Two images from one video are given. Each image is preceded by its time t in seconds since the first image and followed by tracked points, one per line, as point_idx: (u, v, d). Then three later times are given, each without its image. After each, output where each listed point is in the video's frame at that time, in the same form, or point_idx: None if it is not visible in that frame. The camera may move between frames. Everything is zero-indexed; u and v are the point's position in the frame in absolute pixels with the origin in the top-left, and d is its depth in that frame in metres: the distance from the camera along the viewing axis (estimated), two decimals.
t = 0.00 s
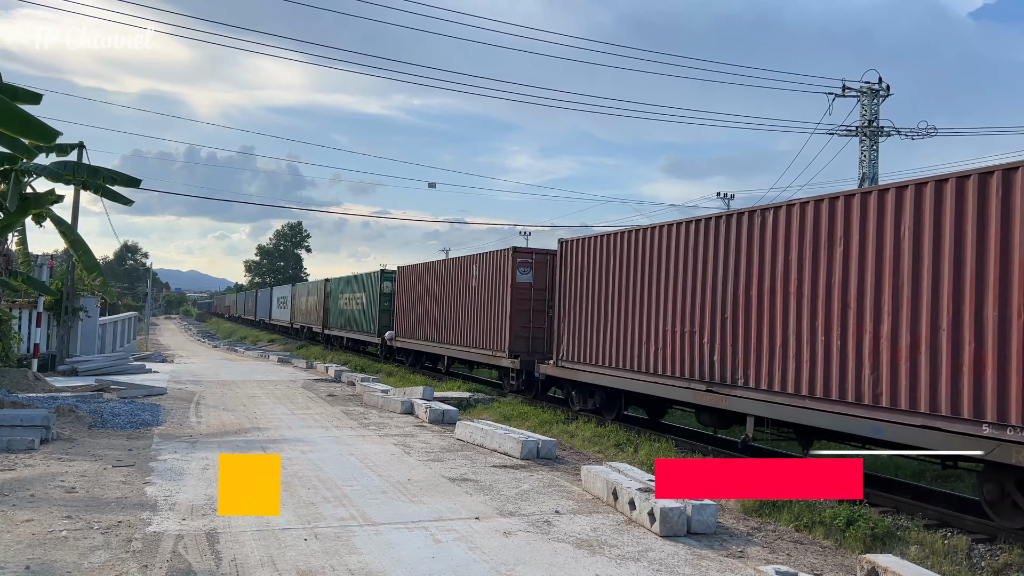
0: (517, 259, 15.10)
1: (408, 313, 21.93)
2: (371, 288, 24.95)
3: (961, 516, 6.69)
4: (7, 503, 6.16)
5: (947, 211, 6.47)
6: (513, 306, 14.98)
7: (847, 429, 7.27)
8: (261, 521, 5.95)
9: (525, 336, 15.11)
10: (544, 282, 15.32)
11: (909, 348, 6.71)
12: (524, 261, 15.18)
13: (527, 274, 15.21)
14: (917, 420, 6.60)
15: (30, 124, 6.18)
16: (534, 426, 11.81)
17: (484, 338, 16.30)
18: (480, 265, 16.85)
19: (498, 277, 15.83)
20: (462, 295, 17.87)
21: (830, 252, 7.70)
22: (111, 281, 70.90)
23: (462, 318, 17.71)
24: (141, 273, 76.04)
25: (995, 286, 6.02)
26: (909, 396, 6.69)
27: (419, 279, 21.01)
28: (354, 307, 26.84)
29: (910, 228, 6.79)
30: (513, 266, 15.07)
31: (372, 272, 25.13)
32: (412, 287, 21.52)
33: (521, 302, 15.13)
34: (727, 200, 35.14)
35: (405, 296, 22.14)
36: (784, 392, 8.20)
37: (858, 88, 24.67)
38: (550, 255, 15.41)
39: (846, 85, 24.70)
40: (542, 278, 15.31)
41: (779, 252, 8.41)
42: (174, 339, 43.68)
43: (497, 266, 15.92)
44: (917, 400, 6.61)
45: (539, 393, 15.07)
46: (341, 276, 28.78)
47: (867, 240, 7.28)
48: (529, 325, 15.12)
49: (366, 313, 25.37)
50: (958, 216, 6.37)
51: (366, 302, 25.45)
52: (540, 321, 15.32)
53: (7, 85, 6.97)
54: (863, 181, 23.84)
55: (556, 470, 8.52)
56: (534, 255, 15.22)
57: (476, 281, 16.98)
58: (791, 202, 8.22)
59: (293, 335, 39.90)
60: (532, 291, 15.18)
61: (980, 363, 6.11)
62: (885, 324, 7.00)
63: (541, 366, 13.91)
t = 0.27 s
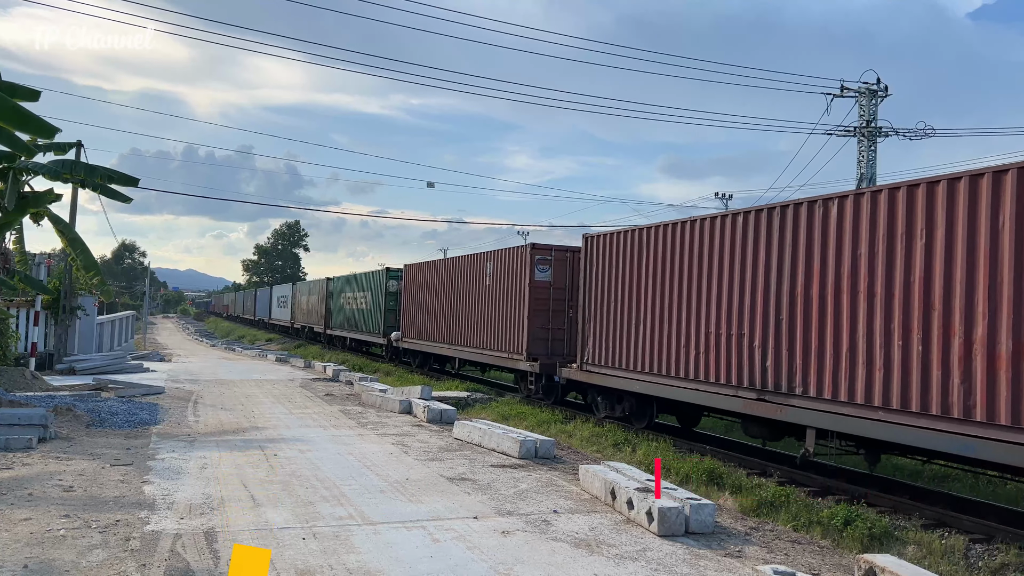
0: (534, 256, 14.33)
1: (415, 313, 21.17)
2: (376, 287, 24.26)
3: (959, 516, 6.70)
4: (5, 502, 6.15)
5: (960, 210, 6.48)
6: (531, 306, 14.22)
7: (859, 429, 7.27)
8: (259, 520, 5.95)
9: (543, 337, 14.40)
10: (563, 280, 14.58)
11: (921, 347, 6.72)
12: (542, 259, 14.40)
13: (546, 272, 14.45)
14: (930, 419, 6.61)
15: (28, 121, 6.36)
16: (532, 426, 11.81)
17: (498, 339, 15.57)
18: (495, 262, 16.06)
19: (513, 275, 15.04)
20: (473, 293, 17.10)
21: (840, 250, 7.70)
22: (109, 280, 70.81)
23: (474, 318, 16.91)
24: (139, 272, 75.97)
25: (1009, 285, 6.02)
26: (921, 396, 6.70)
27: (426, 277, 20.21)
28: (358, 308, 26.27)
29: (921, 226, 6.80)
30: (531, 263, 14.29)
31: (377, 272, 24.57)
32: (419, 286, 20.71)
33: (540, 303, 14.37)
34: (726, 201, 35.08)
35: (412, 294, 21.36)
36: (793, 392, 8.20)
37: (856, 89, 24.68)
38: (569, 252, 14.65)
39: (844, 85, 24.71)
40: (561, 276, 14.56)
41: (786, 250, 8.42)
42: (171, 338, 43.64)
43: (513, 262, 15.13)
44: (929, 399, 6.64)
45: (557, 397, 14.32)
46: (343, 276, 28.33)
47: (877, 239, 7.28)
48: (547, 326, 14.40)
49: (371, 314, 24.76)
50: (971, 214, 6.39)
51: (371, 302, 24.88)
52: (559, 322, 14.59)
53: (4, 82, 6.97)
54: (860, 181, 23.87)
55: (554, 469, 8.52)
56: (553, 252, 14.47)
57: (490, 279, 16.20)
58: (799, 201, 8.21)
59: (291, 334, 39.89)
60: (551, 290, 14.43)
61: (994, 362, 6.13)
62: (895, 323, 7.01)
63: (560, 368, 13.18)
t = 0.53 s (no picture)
0: (556, 252, 13.42)
1: (424, 312, 20.27)
2: (383, 286, 23.49)
3: (956, 515, 6.71)
4: (3, 500, 6.14)
5: (952, 211, 6.38)
6: (552, 305, 13.35)
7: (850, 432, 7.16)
8: (257, 518, 5.94)
9: (565, 339, 13.52)
10: (586, 278, 13.70)
11: (911, 350, 6.61)
12: (564, 255, 13.51)
13: (568, 269, 13.56)
14: (920, 422, 6.51)
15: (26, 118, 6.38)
16: (530, 425, 11.80)
17: (516, 340, 14.68)
18: (512, 258, 15.15)
19: (534, 272, 14.14)
20: (488, 291, 16.19)
21: (832, 252, 7.60)
22: (107, 278, 70.70)
23: (490, 317, 16.01)
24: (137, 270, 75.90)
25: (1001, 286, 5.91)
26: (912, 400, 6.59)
27: (437, 274, 19.26)
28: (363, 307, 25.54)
29: (913, 229, 6.70)
30: (552, 260, 13.39)
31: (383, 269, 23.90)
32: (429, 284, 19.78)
33: (562, 302, 13.50)
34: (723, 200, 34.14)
35: (421, 292, 20.45)
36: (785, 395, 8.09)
37: (855, 89, 24.68)
38: (592, 248, 13.74)
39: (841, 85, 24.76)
40: (583, 273, 13.68)
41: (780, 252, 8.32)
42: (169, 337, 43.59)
43: (533, 259, 14.21)
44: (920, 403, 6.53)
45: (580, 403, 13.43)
46: (346, 274, 27.67)
47: (869, 241, 7.18)
48: (569, 326, 13.51)
49: (376, 313, 24.04)
50: (961, 216, 6.30)
51: (376, 301, 24.19)
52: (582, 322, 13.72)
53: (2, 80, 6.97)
54: (859, 181, 23.88)
55: (552, 469, 8.51)
56: (575, 248, 13.56)
57: (507, 276, 15.28)
58: (794, 202, 8.12)
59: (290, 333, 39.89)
60: (574, 288, 13.55)
61: (985, 365, 6.02)
62: (886, 325, 6.91)
63: (587, 372, 12.26)
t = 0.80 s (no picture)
0: (580, 248, 12.63)
1: (434, 312, 19.50)
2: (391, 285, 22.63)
3: (954, 515, 6.72)
4: (2, 498, 6.14)
5: (944, 211, 6.45)
6: (576, 305, 12.55)
7: (845, 429, 7.23)
8: (256, 517, 5.95)
9: (590, 341, 12.74)
10: (612, 276, 12.90)
11: (904, 348, 6.68)
12: (589, 251, 12.72)
13: (594, 266, 12.77)
14: (913, 420, 6.58)
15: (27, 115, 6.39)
16: (529, 424, 11.80)
17: (537, 342, 13.90)
18: (533, 256, 14.36)
19: (556, 270, 13.38)
20: (506, 291, 15.38)
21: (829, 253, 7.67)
22: (105, 276, 70.64)
23: (508, 318, 15.19)
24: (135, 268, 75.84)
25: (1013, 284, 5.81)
26: (906, 397, 6.66)
27: (450, 273, 18.49)
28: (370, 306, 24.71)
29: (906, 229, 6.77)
30: (576, 256, 12.61)
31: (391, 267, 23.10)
32: (441, 283, 18.99)
33: (586, 301, 12.71)
34: (721, 198, 35.42)
35: (431, 292, 19.71)
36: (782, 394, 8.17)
37: (855, 88, 24.68)
38: (618, 244, 12.98)
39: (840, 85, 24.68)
40: (610, 271, 12.89)
41: (778, 252, 8.40)
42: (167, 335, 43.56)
43: (555, 256, 13.44)
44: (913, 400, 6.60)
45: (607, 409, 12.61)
46: (352, 272, 26.90)
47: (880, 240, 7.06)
48: (594, 327, 12.72)
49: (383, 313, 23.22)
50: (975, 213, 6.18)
51: (383, 300, 23.36)
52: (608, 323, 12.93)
53: None
54: (858, 180, 23.89)
55: (550, 467, 8.52)
56: (601, 244, 12.80)
57: (527, 274, 14.49)
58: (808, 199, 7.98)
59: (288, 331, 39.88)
60: (599, 287, 12.76)
61: (976, 362, 6.07)
62: (880, 323, 6.98)
63: (616, 377, 11.43)
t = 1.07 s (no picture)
0: (609, 242, 11.88)
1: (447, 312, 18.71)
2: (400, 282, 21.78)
3: (953, 514, 6.73)
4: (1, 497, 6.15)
5: (957, 210, 6.39)
6: (606, 304, 11.80)
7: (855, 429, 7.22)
8: (255, 515, 5.95)
9: (619, 342, 11.98)
10: (643, 273, 12.16)
11: (917, 348, 6.64)
12: (619, 246, 11.97)
13: (623, 262, 12.03)
14: (924, 420, 6.54)
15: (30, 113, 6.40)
16: (528, 423, 11.81)
17: (560, 344, 13.11)
18: (555, 252, 13.58)
19: (581, 268, 12.58)
20: (527, 289, 14.56)
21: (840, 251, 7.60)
22: (104, 274, 70.64)
23: (529, 319, 14.36)
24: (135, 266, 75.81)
25: None
26: (917, 397, 6.62)
27: (465, 271, 17.69)
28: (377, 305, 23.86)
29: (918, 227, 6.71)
30: (605, 252, 11.85)
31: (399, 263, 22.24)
32: (456, 281, 18.19)
33: (616, 299, 11.96)
34: (721, 198, 36.18)
35: (445, 291, 18.93)
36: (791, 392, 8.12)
37: (854, 87, 24.68)
38: (650, 238, 12.21)
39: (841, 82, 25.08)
40: (640, 267, 12.14)
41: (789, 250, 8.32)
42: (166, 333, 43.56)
43: (581, 252, 12.66)
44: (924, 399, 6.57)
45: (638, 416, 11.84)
46: (358, 269, 26.07)
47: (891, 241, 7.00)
48: (624, 327, 11.97)
49: (392, 312, 22.36)
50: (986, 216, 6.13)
51: (392, 298, 22.51)
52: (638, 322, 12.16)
53: None
54: (858, 179, 23.89)
55: (550, 466, 8.52)
56: (631, 238, 12.04)
57: (549, 272, 13.70)
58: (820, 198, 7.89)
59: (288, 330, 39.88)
60: (629, 284, 12.02)
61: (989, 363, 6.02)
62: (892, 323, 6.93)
63: (652, 382, 10.65)
